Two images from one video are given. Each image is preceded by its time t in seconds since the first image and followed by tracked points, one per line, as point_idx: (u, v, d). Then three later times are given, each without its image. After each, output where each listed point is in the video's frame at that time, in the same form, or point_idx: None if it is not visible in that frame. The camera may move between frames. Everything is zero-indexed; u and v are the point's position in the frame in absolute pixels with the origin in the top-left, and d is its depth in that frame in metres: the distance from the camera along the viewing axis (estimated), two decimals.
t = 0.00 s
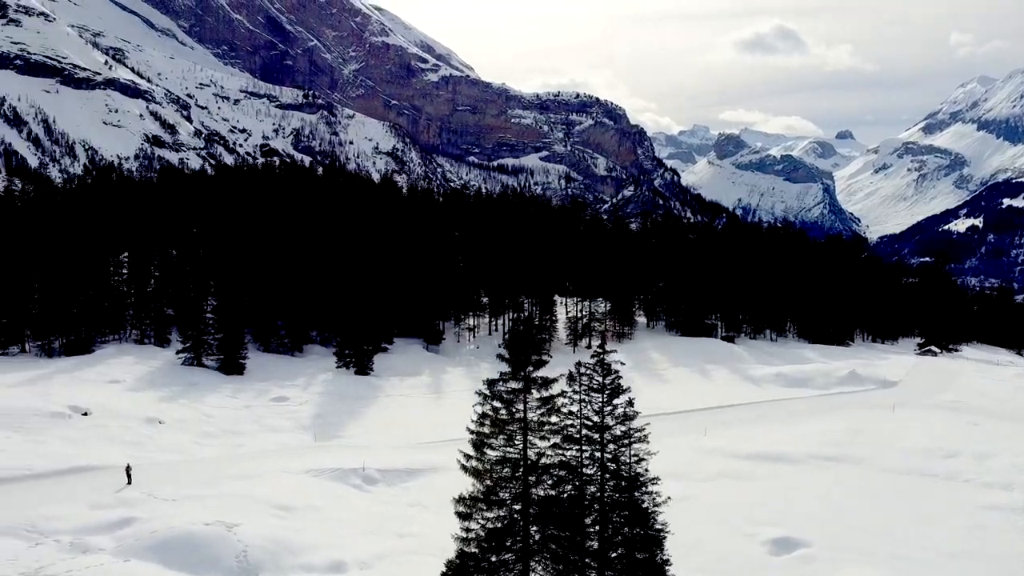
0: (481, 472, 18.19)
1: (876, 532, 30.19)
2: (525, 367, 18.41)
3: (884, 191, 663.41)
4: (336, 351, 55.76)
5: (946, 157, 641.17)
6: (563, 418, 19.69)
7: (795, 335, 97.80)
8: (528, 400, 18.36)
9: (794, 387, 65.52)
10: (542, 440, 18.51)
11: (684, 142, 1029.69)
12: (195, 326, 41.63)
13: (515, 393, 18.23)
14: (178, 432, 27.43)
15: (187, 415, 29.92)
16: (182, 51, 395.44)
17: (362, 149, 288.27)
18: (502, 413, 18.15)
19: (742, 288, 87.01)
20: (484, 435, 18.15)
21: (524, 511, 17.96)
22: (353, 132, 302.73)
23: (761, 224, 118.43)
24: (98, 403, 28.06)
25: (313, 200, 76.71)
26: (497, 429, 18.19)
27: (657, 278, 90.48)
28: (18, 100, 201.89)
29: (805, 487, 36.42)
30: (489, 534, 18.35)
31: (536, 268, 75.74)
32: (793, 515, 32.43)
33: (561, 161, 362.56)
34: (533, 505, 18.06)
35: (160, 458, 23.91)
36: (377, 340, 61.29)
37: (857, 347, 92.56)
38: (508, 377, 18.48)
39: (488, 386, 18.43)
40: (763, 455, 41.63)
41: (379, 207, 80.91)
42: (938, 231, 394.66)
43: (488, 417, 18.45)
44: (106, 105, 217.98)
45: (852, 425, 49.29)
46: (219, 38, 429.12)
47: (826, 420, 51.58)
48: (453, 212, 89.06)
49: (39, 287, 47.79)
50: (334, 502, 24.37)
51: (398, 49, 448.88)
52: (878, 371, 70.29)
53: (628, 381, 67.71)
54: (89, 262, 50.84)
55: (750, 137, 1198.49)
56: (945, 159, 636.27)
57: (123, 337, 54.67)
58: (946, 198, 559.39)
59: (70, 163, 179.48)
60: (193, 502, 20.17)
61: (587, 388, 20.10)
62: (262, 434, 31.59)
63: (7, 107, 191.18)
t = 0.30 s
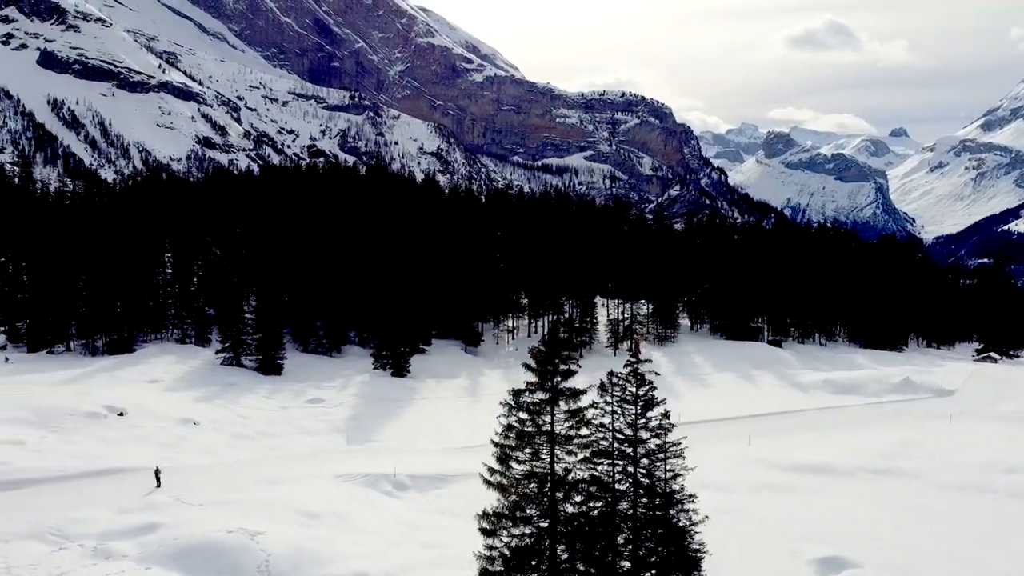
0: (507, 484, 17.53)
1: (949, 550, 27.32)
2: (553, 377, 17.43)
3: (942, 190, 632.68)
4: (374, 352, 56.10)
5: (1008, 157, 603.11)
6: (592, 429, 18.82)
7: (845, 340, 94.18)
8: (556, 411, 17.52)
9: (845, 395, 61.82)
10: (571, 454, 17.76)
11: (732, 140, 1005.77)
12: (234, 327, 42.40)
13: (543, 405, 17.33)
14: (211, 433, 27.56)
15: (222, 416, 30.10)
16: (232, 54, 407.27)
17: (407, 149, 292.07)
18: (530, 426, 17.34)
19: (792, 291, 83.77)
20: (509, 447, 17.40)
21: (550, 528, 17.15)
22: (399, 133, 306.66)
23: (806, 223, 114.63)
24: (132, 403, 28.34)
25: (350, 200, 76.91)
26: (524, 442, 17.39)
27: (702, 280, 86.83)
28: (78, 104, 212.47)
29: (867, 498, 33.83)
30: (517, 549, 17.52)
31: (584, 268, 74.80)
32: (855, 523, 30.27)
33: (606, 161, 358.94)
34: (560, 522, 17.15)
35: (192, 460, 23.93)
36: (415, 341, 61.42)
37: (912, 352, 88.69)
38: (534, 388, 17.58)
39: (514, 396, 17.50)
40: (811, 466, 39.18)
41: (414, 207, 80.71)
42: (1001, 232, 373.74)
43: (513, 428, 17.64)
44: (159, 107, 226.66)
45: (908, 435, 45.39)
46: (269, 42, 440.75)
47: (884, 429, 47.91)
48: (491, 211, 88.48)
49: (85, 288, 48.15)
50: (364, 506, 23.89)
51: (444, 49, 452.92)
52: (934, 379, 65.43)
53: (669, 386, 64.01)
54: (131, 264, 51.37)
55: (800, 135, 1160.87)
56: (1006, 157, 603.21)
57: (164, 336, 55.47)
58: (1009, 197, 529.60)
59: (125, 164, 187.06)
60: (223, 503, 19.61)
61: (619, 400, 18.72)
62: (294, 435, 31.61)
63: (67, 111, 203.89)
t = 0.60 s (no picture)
0: (529, 501, 16.01)
1: None
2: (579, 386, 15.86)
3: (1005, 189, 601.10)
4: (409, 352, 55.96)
5: None
6: (622, 444, 17.29)
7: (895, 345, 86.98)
8: (583, 422, 15.95)
9: (896, 402, 57.87)
10: (600, 470, 16.21)
11: (781, 139, 978.21)
12: (270, 328, 43.10)
13: (570, 417, 15.75)
14: (244, 434, 27.76)
15: (254, 415, 30.40)
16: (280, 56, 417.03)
17: (450, 149, 294.38)
18: (554, 439, 15.73)
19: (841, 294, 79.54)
20: (532, 462, 15.83)
21: (578, 549, 15.64)
22: (442, 133, 309.27)
23: (857, 223, 110.13)
24: (166, 404, 28.69)
25: (386, 199, 76.95)
26: (548, 456, 15.81)
27: (747, 280, 82.51)
28: (131, 107, 219.56)
29: (941, 514, 30.82)
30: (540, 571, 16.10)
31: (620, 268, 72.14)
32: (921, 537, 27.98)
33: (650, 160, 353.95)
34: (588, 542, 15.65)
35: (223, 462, 23.98)
36: (451, 342, 61.18)
37: (971, 359, 82.92)
38: (560, 399, 15.98)
39: (539, 407, 15.96)
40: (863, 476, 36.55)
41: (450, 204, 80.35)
42: None
43: (537, 441, 16.07)
44: (209, 109, 234.13)
45: (972, 447, 42.00)
46: (316, 43, 449.60)
47: (945, 439, 44.55)
48: (529, 210, 87.92)
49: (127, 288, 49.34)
50: (393, 511, 23.35)
51: (488, 49, 454.73)
52: (990, 386, 60.44)
53: (711, 393, 60.82)
54: (174, 264, 52.72)
55: (852, 133, 1121.58)
56: None
57: (203, 335, 54.92)
58: None
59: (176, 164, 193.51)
60: (247, 509, 19.15)
61: (650, 412, 18.13)
62: (325, 435, 31.65)
63: (121, 113, 209.91)
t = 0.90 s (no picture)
0: (552, 519, 15.28)
1: None
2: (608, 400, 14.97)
3: None
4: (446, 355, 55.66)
5: None
6: (653, 461, 16.32)
7: (951, 350, 80.62)
8: (612, 439, 15.08)
9: (953, 412, 54.21)
10: (631, 490, 15.25)
11: (832, 137, 945.50)
12: (307, 329, 43.90)
13: (598, 433, 14.85)
14: (277, 436, 28.01)
15: (288, 417, 30.61)
16: (327, 60, 425.84)
17: (493, 150, 295.34)
18: (579, 456, 14.93)
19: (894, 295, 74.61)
20: (557, 480, 15.12)
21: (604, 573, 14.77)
22: (486, 133, 310.57)
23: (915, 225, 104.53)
24: (197, 405, 29.07)
25: (426, 199, 77.26)
26: (575, 474, 14.99)
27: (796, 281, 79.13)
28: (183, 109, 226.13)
29: (1016, 536, 28.08)
30: None
31: (659, 272, 71.03)
32: (992, 558, 25.60)
33: (696, 160, 347.59)
34: (615, 566, 14.77)
35: (253, 466, 24.06)
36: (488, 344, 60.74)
37: None
38: (587, 413, 15.11)
39: (565, 420, 15.13)
40: (922, 491, 33.82)
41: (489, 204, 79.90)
42: None
43: (562, 458, 15.31)
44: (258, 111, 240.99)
45: None
46: (363, 45, 457.58)
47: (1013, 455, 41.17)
48: (571, 211, 86.84)
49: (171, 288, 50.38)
50: (422, 518, 22.85)
51: (532, 50, 454.51)
52: None
53: (754, 400, 57.46)
54: (216, 263, 53.80)
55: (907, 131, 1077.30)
56: None
57: (242, 336, 55.28)
58: None
59: (225, 166, 199.92)
60: (273, 517, 18.93)
61: (685, 428, 17.11)
62: (357, 439, 31.64)
63: (172, 116, 216.71)
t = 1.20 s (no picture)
0: (575, 543, 14.35)
1: None
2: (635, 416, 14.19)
3: None
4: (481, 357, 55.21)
5: None
6: (686, 481, 15.44)
7: (1012, 357, 75.42)
8: (640, 457, 14.19)
9: (1014, 424, 50.62)
10: (660, 512, 14.29)
11: (886, 136, 910.21)
12: (344, 330, 44.49)
13: (626, 451, 14.00)
14: (306, 437, 28.08)
15: (321, 420, 30.72)
16: (373, 61, 433.16)
17: (536, 149, 294.52)
18: (605, 475, 14.07)
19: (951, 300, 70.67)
20: (581, 499, 14.27)
21: None
22: (529, 133, 310.28)
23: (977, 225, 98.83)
24: (228, 406, 29.41)
25: (464, 199, 77.16)
26: (601, 494, 14.04)
27: (845, 283, 75.89)
28: (231, 112, 232.67)
29: None
30: None
31: (708, 271, 69.72)
32: None
33: (744, 160, 338.68)
34: None
35: (282, 470, 24.06)
36: (524, 346, 60.15)
37: None
38: (612, 430, 14.21)
39: (589, 435, 14.34)
40: (985, 508, 31.22)
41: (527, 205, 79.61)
42: None
43: (586, 476, 14.45)
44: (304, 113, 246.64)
45: None
46: (408, 47, 463.67)
47: None
48: (612, 210, 85.68)
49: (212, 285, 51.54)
50: (452, 526, 22.24)
51: (576, 50, 452.80)
52: None
53: (799, 407, 54.47)
54: (255, 262, 54.84)
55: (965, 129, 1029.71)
56: None
57: (279, 336, 56.51)
58: None
59: (271, 167, 205.68)
60: (297, 524, 18.68)
61: (721, 446, 16.37)
62: (389, 442, 31.48)
63: (222, 119, 223.40)
